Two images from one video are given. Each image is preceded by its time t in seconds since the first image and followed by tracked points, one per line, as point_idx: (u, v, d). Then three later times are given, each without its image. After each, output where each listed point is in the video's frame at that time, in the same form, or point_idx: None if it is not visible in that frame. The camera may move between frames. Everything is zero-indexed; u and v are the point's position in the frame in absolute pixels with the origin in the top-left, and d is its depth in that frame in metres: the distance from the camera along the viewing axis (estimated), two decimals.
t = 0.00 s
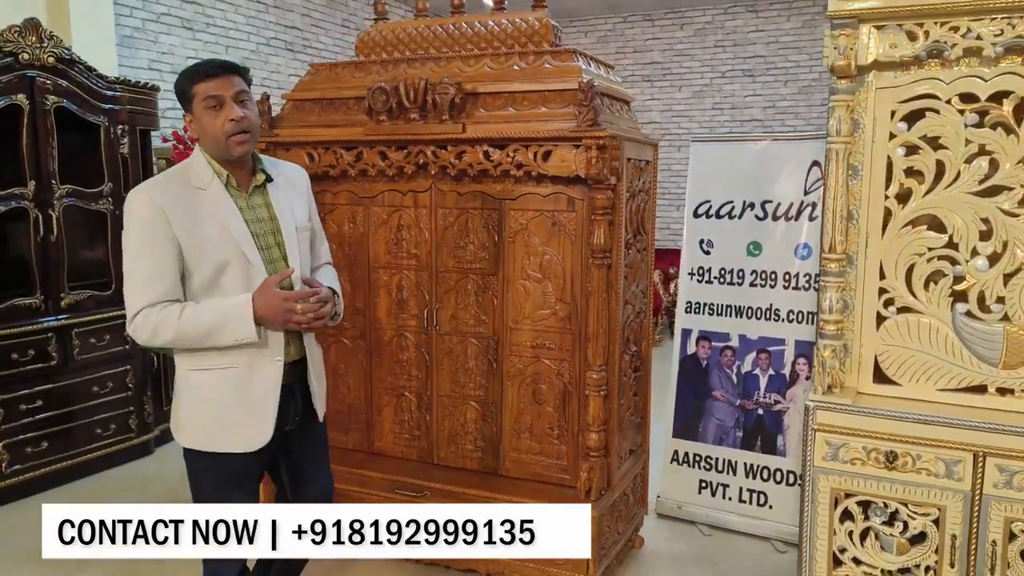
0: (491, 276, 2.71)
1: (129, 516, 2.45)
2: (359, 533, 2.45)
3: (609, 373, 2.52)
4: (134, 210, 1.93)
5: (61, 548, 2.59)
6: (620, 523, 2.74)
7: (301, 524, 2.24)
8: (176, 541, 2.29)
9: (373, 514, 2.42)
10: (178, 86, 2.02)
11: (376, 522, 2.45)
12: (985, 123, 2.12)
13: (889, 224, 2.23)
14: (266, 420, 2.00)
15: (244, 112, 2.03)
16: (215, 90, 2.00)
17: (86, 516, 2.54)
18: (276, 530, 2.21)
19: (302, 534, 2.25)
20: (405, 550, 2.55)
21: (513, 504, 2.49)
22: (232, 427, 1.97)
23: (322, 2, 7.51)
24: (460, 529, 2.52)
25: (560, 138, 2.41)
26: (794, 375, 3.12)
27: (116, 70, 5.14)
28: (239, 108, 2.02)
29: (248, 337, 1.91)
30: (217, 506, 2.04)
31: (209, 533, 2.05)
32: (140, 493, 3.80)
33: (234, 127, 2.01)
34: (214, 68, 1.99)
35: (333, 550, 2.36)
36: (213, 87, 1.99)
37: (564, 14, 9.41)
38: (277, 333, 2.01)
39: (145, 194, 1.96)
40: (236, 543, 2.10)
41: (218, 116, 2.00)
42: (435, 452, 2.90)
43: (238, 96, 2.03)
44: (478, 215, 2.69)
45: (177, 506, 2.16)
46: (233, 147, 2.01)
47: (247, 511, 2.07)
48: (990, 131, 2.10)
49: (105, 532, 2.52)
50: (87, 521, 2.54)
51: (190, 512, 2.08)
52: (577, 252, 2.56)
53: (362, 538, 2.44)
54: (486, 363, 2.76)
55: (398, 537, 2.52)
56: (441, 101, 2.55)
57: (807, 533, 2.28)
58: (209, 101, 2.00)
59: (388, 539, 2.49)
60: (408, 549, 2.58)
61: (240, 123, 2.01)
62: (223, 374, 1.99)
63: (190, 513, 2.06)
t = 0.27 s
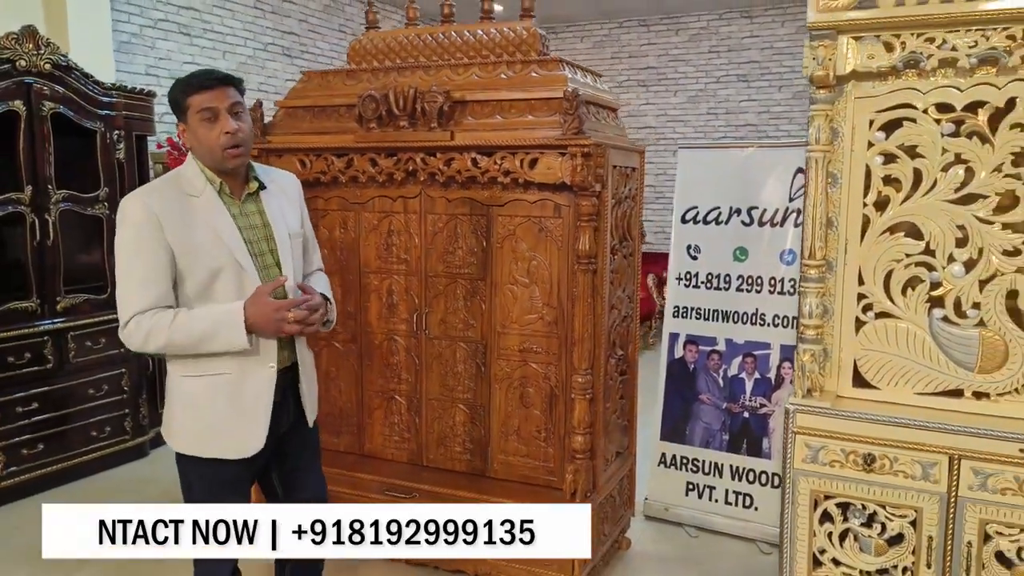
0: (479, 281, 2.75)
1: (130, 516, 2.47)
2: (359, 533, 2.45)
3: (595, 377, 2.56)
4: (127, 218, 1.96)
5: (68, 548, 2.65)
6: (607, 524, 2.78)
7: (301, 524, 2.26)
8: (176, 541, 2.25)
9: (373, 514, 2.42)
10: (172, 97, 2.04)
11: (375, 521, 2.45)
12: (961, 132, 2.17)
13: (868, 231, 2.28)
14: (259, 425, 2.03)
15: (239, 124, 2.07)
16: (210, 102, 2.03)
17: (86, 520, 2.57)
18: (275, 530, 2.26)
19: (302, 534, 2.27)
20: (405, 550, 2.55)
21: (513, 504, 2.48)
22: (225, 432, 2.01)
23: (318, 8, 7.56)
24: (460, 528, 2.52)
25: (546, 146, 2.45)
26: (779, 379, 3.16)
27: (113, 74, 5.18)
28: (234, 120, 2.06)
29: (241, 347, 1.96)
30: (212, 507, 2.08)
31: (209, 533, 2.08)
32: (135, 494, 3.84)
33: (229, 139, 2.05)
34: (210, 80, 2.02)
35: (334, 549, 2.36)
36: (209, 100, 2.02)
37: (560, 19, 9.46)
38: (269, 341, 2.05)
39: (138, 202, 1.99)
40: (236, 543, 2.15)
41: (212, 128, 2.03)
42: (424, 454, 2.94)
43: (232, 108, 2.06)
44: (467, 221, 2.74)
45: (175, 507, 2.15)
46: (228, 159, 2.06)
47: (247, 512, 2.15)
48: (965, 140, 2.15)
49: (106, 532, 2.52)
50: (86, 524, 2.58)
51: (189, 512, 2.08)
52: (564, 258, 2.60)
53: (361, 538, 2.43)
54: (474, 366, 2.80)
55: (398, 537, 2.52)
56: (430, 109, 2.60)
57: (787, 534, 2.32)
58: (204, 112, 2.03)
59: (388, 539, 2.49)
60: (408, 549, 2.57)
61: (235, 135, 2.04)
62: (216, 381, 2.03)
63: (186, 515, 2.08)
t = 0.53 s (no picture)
0: (468, 282, 2.80)
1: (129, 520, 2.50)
2: (360, 533, 2.48)
3: (580, 377, 2.61)
4: (132, 220, 2.01)
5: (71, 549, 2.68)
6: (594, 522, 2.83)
7: (300, 524, 2.30)
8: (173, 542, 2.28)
9: (372, 514, 2.45)
10: (182, 100, 2.10)
11: (374, 522, 2.49)
12: (937, 137, 2.21)
13: (847, 234, 2.32)
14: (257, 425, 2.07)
15: (247, 124, 2.12)
16: (219, 102, 2.09)
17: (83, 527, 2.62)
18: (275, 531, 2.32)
19: (302, 534, 2.32)
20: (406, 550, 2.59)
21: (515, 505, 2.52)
22: (224, 432, 2.05)
23: (316, 11, 7.61)
24: (460, 529, 2.56)
25: (531, 150, 2.50)
26: (766, 379, 3.20)
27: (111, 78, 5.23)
28: (243, 121, 2.11)
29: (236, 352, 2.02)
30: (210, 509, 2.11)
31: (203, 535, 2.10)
32: (132, 494, 3.89)
33: (239, 138, 2.10)
34: (219, 82, 2.09)
35: (335, 549, 2.38)
36: (219, 100, 2.08)
37: (558, 21, 9.51)
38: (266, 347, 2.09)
39: (144, 205, 2.04)
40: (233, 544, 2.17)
41: (223, 127, 2.09)
42: (414, 453, 2.98)
43: (241, 109, 2.12)
44: (456, 223, 2.78)
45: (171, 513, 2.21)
46: (238, 156, 2.09)
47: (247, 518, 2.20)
48: (941, 144, 2.19)
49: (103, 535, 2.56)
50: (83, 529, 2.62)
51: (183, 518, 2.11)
52: (550, 260, 2.64)
53: (360, 539, 2.45)
54: (463, 367, 2.85)
55: (398, 537, 2.57)
56: (418, 113, 2.64)
57: (768, 531, 2.36)
58: (214, 113, 2.09)
59: (388, 540, 2.56)
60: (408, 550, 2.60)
61: (244, 134, 2.10)
62: (214, 381, 2.07)
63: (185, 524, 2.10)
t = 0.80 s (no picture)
0: (464, 284, 2.85)
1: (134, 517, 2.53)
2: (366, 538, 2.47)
3: (573, 378, 2.65)
4: (163, 218, 2.10)
5: (73, 548, 2.71)
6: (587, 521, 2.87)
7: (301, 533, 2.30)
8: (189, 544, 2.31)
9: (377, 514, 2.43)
10: (217, 104, 2.17)
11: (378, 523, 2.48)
12: (923, 142, 2.24)
13: (835, 238, 2.35)
14: (277, 418, 2.12)
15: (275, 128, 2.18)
16: (248, 106, 2.16)
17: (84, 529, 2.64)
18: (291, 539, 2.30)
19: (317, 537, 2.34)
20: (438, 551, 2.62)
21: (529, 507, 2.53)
22: (246, 425, 2.09)
23: (324, 16, 7.68)
24: (460, 529, 2.60)
25: (525, 155, 2.55)
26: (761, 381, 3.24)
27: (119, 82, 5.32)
28: (270, 124, 2.17)
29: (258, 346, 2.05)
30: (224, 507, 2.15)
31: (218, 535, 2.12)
32: (138, 491, 3.96)
33: (266, 140, 2.15)
34: (249, 87, 2.16)
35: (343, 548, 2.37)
36: (248, 103, 2.14)
37: (564, 25, 9.55)
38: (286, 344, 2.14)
39: (174, 204, 2.12)
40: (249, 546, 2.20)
41: (250, 129, 2.14)
42: (412, 452, 3.03)
43: (270, 113, 2.18)
44: (453, 226, 2.83)
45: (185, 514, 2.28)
46: (263, 157, 2.15)
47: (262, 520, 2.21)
48: (928, 150, 2.22)
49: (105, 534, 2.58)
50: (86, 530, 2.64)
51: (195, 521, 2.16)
52: (544, 262, 2.69)
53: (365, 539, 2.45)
54: (459, 367, 2.90)
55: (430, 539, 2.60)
56: (415, 119, 2.70)
57: (756, 531, 2.40)
58: (243, 116, 2.15)
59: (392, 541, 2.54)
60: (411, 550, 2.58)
61: (271, 136, 2.14)
62: (237, 376, 2.12)
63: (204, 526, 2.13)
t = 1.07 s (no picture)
0: (456, 279, 2.89)
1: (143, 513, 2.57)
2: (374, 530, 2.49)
3: (563, 371, 2.70)
4: (187, 208, 2.19)
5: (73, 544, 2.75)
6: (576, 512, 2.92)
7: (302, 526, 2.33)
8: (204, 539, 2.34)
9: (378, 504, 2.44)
10: (247, 101, 2.26)
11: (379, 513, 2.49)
12: (905, 139, 2.27)
13: (818, 234, 2.39)
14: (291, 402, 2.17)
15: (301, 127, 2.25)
16: (278, 104, 2.23)
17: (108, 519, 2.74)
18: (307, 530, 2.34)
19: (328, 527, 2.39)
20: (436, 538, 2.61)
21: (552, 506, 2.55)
22: (262, 409, 2.15)
23: (326, 13, 7.72)
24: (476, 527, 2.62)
25: (515, 152, 2.59)
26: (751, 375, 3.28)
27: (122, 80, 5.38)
28: (296, 123, 2.24)
29: (270, 331, 2.13)
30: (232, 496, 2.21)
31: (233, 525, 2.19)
32: (139, 483, 4.03)
33: (289, 137, 2.22)
34: (280, 86, 2.24)
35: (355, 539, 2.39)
36: (278, 101, 2.22)
37: (565, 22, 9.58)
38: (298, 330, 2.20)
39: (199, 195, 2.22)
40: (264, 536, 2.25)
41: (277, 127, 2.21)
42: (406, 444, 3.08)
43: (297, 112, 2.25)
44: (445, 222, 2.88)
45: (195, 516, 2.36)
46: (286, 154, 2.22)
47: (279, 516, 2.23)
48: (909, 146, 2.25)
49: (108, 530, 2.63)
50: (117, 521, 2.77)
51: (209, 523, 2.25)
52: (534, 257, 2.73)
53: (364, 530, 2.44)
54: (451, 361, 2.94)
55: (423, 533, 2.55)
56: (408, 116, 2.75)
57: (740, 521, 2.44)
58: (272, 112, 2.22)
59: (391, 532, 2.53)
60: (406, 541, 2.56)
61: (295, 134, 2.21)
62: (252, 361, 2.18)
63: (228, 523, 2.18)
